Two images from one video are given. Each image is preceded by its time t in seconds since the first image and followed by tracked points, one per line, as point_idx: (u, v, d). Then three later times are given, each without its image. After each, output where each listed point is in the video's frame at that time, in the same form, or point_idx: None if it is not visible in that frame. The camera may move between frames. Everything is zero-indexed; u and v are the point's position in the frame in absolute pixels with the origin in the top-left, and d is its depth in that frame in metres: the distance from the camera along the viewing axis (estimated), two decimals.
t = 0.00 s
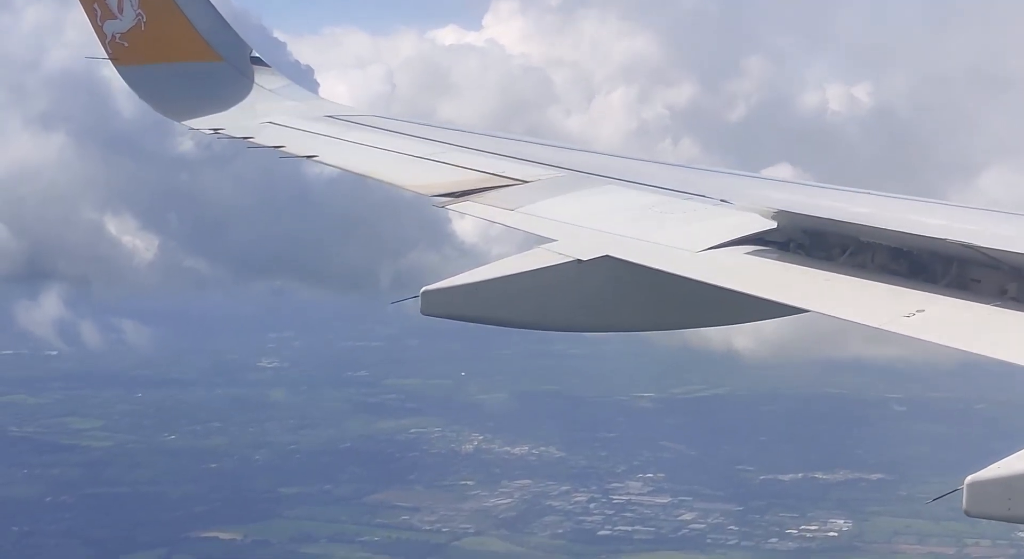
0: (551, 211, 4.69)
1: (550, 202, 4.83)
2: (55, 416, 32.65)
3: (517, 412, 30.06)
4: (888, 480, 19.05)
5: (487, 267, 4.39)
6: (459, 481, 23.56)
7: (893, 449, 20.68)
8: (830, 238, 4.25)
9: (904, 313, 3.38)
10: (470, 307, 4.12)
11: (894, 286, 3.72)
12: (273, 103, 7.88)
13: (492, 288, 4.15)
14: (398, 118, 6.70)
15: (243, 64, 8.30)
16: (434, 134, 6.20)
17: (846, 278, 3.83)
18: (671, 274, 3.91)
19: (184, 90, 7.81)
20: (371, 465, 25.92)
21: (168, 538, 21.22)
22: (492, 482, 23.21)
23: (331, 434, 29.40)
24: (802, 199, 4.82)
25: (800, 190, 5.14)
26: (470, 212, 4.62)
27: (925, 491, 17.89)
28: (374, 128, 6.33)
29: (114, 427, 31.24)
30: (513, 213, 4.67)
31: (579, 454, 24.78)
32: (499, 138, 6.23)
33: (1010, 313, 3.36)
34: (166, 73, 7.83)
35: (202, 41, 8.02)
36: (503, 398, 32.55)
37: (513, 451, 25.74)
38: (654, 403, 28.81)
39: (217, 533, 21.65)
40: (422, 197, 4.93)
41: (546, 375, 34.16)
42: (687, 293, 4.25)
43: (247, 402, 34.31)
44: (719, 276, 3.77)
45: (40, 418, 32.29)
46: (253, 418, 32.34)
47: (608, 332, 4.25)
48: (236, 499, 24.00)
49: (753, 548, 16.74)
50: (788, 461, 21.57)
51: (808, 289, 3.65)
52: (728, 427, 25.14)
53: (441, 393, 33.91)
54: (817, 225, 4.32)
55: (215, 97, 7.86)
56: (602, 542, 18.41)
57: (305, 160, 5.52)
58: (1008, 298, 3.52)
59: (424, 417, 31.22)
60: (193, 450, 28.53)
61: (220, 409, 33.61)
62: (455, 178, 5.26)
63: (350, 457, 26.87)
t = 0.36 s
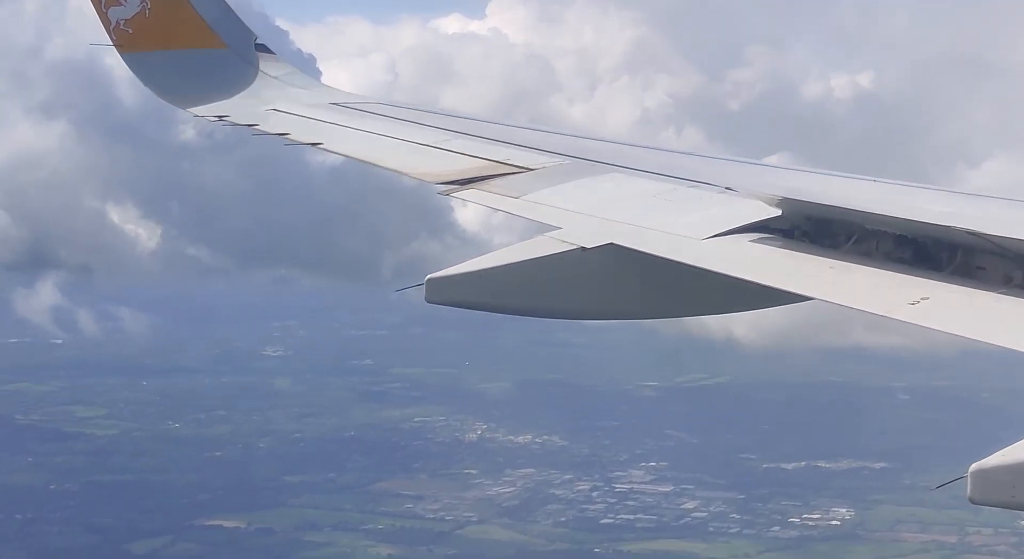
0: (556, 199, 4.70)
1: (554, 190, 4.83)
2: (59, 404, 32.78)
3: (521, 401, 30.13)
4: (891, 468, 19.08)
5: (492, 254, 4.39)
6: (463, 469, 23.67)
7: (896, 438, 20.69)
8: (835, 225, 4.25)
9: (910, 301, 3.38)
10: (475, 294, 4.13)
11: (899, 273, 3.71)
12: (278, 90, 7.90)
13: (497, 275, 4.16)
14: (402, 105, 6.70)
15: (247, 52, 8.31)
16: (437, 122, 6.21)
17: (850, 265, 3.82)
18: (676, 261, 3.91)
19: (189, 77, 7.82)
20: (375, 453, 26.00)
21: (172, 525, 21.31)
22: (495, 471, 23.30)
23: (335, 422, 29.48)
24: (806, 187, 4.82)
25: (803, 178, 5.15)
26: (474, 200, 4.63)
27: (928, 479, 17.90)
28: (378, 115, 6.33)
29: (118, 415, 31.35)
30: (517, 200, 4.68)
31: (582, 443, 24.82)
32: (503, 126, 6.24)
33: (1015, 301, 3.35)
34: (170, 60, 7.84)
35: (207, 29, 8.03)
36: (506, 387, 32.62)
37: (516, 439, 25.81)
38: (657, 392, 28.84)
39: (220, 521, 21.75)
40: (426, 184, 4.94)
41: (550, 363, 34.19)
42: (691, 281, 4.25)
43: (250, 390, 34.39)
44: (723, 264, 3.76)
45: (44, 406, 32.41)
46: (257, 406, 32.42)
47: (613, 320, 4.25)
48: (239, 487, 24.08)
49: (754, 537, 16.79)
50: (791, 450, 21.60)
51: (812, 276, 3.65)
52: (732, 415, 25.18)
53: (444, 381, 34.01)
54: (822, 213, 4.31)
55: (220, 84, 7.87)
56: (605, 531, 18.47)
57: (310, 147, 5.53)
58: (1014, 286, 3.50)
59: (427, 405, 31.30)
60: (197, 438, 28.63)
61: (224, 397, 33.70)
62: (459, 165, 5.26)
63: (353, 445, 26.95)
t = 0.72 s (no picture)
0: (564, 184, 4.70)
1: (562, 175, 4.83)
2: (68, 389, 32.98)
3: (527, 387, 30.21)
4: (897, 454, 19.09)
5: (500, 239, 4.40)
6: (469, 454, 23.77)
7: (902, 423, 20.68)
8: (843, 209, 4.24)
9: (918, 286, 3.38)
10: (483, 280, 4.14)
11: (907, 259, 3.71)
12: (285, 76, 7.89)
13: (504, 260, 4.16)
14: (410, 91, 6.70)
15: (255, 37, 8.31)
16: (445, 107, 6.21)
17: (859, 251, 3.82)
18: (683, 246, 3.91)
19: (197, 62, 7.82)
20: (382, 438, 26.10)
21: (178, 510, 21.46)
22: (502, 456, 23.41)
23: (342, 407, 29.58)
24: (815, 171, 4.81)
25: (812, 162, 5.14)
26: (482, 185, 4.64)
27: (935, 464, 17.88)
28: (386, 101, 6.33)
29: (125, 401, 31.52)
30: (526, 185, 4.68)
31: (589, 429, 24.85)
32: (511, 111, 6.23)
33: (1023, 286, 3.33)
34: (178, 45, 7.84)
35: (215, 14, 8.03)
36: (513, 372, 32.68)
37: (522, 424, 25.87)
38: (664, 378, 28.86)
39: (226, 506, 21.89)
40: (434, 170, 4.95)
41: (557, 348, 34.21)
42: (699, 266, 4.26)
43: (257, 374, 34.52)
44: (731, 250, 3.76)
45: (53, 391, 32.61)
46: (263, 391, 32.55)
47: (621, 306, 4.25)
48: (246, 472, 24.21)
49: (760, 522, 16.85)
50: (797, 436, 21.62)
51: (820, 262, 3.65)
52: (739, 400, 25.19)
53: (451, 366, 34.09)
54: (830, 197, 4.30)
55: (228, 69, 7.87)
56: (610, 516, 18.56)
57: (319, 133, 5.54)
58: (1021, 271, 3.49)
59: (433, 391, 31.40)
60: (204, 423, 28.79)
61: (231, 382, 33.84)
62: (468, 151, 5.26)
63: (360, 430, 27.05)
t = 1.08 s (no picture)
0: (568, 163, 4.69)
1: (567, 153, 4.82)
2: (70, 367, 33.11)
3: (529, 365, 30.29)
4: (898, 432, 19.15)
5: (502, 218, 4.39)
6: (470, 432, 23.89)
7: (904, 401, 20.71)
8: (847, 186, 4.23)
9: (923, 264, 3.37)
10: (486, 259, 4.13)
11: (911, 237, 3.70)
12: (287, 54, 7.86)
13: (508, 239, 4.16)
14: (412, 68, 6.66)
15: (257, 15, 8.27)
16: (448, 85, 6.18)
17: (862, 229, 3.81)
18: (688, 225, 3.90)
19: (198, 39, 7.78)
20: (384, 416, 26.20)
21: (179, 488, 21.58)
22: (504, 434, 23.54)
23: (344, 385, 29.69)
24: (819, 150, 4.79)
25: (816, 140, 5.12)
26: (487, 164, 4.63)
27: (936, 442, 17.93)
28: (389, 79, 6.30)
29: (127, 379, 31.66)
30: (529, 164, 4.67)
31: (591, 407, 24.93)
32: (514, 89, 6.21)
33: None
34: (179, 24, 7.80)
35: None
36: (515, 350, 32.76)
37: (524, 402, 25.96)
38: (665, 355, 28.91)
39: (227, 483, 22.03)
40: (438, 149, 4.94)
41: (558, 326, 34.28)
42: (703, 245, 4.25)
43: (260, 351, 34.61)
44: (734, 228, 3.76)
45: (55, 369, 32.74)
46: (265, 368, 32.65)
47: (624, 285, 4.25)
48: (248, 450, 24.34)
49: (761, 500, 16.98)
50: (798, 414, 21.68)
51: (825, 240, 3.64)
52: (741, 378, 25.26)
53: (453, 344, 34.17)
54: (834, 174, 4.29)
55: (229, 48, 7.84)
56: (611, 494, 18.67)
57: (322, 111, 5.53)
58: None
59: (435, 369, 31.50)
60: (207, 401, 28.93)
61: (233, 360, 33.94)
62: (472, 129, 5.25)
63: (363, 408, 27.15)
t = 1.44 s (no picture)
0: (573, 145, 4.70)
1: (572, 136, 4.82)
2: (74, 350, 33.25)
3: (532, 348, 30.33)
4: (901, 415, 19.18)
5: (507, 200, 4.39)
6: (474, 415, 23.98)
7: (907, 384, 20.72)
8: (853, 169, 4.23)
9: (926, 247, 3.37)
10: (491, 242, 4.13)
11: (915, 220, 3.71)
12: (290, 36, 7.86)
13: (512, 221, 4.15)
14: (417, 51, 6.66)
15: None
16: (453, 68, 6.17)
17: (867, 212, 3.82)
18: (693, 207, 3.91)
19: (201, 22, 7.77)
20: (387, 399, 26.29)
21: (182, 471, 21.69)
22: (507, 417, 23.62)
23: (347, 368, 29.79)
24: (825, 132, 4.79)
25: (821, 122, 5.11)
26: (491, 146, 4.64)
27: (939, 425, 17.94)
28: (394, 62, 6.30)
29: (130, 361, 31.79)
30: (534, 146, 4.68)
31: (594, 390, 24.97)
32: (519, 72, 6.20)
33: None
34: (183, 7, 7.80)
35: None
36: (518, 332, 32.79)
37: (527, 385, 26.01)
38: (669, 338, 28.91)
39: (230, 466, 22.16)
40: (443, 131, 4.94)
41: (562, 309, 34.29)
42: (708, 228, 4.26)
43: (263, 334, 34.69)
44: (739, 210, 3.76)
45: (59, 351, 32.88)
46: (268, 351, 32.75)
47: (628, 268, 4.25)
48: (251, 432, 24.46)
49: (763, 483, 17.07)
50: (801, 397, 21.70)
51: (829, 223, 3.65)
52: (743, 360, 25.30)
53: (456, 327, 34.22)
54: (840, 157, 4.29)
55: (233, 31, 7.83)
56: (613, 477, 18.77)
57: (326, 94, 5.53)
58: None
59: (438, 352, 31.55)
60: (211, 384, 29.05)
61: (237, 343, 34.05)
62: (477, 112, 5.24)
63: (366, 391, 27.24)
